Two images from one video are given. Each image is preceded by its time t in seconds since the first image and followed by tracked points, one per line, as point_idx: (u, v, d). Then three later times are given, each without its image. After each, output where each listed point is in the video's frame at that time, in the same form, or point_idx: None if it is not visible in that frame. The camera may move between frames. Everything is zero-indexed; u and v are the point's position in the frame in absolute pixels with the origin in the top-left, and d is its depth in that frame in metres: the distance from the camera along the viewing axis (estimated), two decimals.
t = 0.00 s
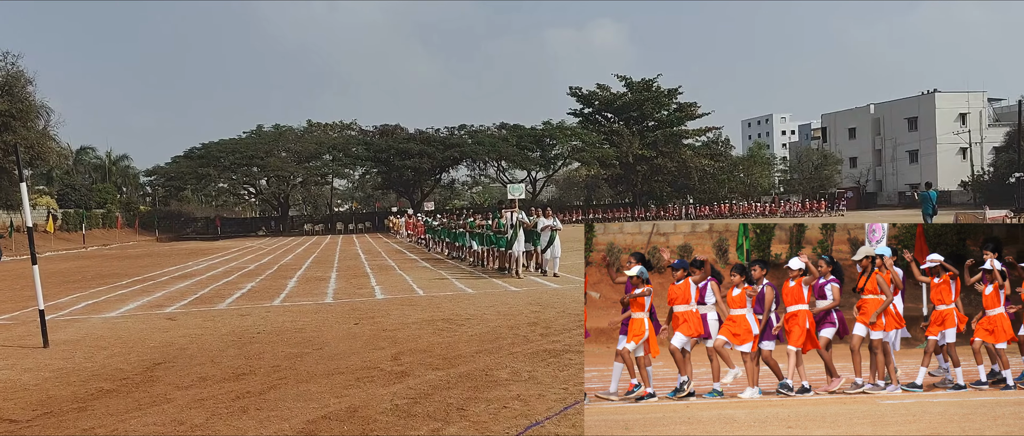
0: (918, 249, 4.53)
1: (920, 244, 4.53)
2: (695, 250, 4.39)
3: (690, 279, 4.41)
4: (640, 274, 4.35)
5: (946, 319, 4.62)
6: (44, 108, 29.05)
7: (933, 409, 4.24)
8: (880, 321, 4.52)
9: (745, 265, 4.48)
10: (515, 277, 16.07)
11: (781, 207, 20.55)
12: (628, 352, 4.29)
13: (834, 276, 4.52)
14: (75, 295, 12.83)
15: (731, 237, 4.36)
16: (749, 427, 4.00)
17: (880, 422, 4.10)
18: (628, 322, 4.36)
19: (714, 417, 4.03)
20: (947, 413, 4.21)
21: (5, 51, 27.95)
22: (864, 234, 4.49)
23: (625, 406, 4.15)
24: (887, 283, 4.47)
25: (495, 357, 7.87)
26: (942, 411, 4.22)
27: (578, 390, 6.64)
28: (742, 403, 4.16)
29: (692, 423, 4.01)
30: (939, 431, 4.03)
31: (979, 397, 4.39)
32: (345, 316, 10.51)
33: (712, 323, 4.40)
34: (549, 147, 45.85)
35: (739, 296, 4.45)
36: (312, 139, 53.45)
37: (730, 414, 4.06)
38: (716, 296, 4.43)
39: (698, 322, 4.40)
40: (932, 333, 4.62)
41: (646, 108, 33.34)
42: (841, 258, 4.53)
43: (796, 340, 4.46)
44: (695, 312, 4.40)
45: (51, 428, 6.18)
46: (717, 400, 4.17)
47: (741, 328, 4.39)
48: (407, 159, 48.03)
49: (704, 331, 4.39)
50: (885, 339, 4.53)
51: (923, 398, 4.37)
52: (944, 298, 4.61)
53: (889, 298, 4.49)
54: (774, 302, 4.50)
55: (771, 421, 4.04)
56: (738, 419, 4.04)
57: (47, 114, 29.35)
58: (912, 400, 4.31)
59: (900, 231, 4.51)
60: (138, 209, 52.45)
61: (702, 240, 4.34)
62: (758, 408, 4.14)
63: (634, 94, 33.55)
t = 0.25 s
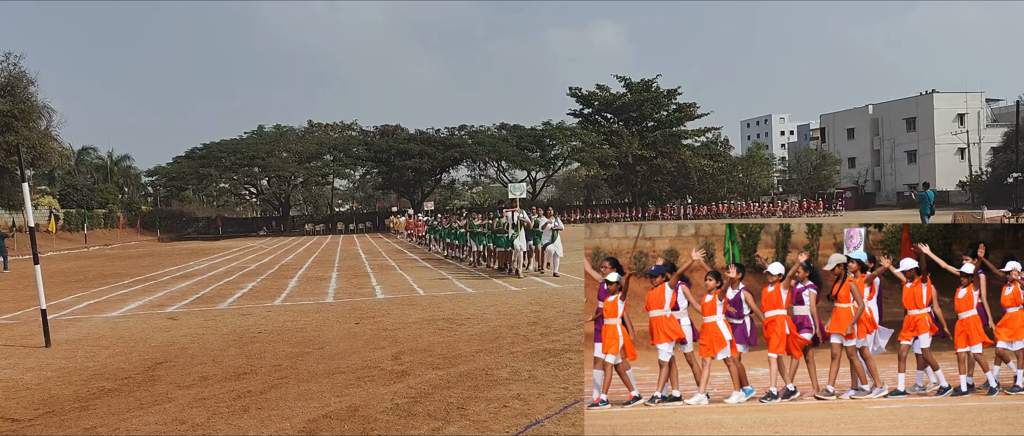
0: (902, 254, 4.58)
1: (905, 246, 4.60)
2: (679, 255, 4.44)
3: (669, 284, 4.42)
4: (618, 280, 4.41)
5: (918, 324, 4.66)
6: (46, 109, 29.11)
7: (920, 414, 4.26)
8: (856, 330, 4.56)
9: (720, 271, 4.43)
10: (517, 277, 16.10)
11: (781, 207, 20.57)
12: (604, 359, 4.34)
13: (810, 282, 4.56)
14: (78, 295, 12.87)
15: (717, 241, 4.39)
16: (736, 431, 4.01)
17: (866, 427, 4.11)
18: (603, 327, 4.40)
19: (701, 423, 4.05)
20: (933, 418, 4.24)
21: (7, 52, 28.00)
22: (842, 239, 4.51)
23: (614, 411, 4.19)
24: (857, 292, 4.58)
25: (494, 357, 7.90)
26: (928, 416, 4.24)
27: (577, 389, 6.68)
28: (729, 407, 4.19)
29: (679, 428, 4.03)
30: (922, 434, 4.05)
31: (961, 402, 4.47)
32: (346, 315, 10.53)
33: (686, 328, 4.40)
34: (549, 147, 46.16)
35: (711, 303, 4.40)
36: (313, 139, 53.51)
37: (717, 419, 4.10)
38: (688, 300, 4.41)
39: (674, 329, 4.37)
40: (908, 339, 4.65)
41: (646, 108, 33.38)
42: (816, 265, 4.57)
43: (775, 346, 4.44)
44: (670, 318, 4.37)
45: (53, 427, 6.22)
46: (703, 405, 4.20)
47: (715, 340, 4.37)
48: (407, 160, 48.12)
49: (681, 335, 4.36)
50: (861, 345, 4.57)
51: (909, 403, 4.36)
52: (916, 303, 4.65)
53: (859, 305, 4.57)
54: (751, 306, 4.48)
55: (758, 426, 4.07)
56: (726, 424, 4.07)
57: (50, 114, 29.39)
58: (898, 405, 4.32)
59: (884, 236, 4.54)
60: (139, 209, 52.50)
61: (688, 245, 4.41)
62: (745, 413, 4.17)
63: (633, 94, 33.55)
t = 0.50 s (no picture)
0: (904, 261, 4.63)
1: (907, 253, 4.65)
2: (682, 261, 4.47)
3: (663, 290, 4.48)
4: (610, 284, 4.52)
5: (913, 329, 4.71)
6: (48, 110, 29.17)
7: (924, 421, 4.26)
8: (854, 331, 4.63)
9: (711, 275, 4.49)
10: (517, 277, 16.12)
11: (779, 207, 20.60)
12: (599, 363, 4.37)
13: (803, 288, 4.61)
14: (80, 295, 12.91)
15: (719, 247, 4.46)
16: None
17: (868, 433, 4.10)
18: (596, 331, 4.48)
19: (703, 428, 4.08)
20: (937, 425, 4.24)
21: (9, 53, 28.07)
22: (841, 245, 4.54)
23: (616, 417, 4.25)
24: (848, 297, 4.59)
25: (495, 357, 7.93)
26: (931, 422, 4.25)
27: (577, 388, 6.71)
28: (732, 414, 4.25)
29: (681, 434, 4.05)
30: None
31: (965, 409, 4.51)
32: (346, 315, 10.56)
33: (680, 332, 4.48)
34: (549, 147, 45.96)
35: (703, 307, 4.48)
36: (314, 140, 53.56)
37: (719, 425, 4.13)
38: (681, 304, 4.50)
39: (671, 334, 4.43)
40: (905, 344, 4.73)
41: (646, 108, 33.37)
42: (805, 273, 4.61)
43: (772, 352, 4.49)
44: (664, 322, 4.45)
45: (56, 426, 6.26)
46: (706, 412, 4.24)
47: (704, 344, 4.44)
48: (407, 160, 48.17)
49: (677, 341, 4.43)
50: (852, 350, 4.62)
51: (911, 410, 4.39)
52: (911, 308, 4.73)
53: (853, 309, 4.61)
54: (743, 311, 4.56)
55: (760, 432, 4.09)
56: (728, 430, 4.09)
57: (51, 115, 29.42)
58: (901, 413, 4.34)
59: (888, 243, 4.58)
60: (140, 209, 52.57)
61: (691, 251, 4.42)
62: (748, 419, 4.21)
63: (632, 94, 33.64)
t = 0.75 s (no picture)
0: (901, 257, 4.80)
1: (904, 251, 4.87)
2: (678, 258, 4.70)
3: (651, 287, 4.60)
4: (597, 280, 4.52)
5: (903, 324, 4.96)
6: (50, 110, 29.21)
7: (917, 414, 4.26)
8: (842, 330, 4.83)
9: (698, 272, 4.70)
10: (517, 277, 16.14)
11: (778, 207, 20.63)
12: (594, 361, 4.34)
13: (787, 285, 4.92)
14: (81, 294, 12.94)
15: (714, 244, 4.70)
16: (732, 429, 3.97)
17: (864, 426, 4.06)
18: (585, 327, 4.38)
19: (697, 422, 4.05)
20: (932, 417, 4.22)
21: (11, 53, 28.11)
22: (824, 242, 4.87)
23: (611, 410, 4.20)
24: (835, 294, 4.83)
25: (494, 356, 7.97)
26: (925, 416, 4.22)
27: (576, 387, 6.75)
28: (727, 409, 4.26)
29: (675, 427, 4.01)
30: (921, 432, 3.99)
31: (961, 402, 4.54)
32: (346, 315, 10.60)
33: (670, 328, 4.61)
34: (549, 147, 45.94)
35: (691, 303, 4.68)
36: (314, 140, 53.58)
37: (714, 418, 4.10)
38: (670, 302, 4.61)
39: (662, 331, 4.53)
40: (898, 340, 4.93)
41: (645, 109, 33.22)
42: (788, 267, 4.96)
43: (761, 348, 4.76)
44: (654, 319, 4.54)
45: (58, 425, 6.30)
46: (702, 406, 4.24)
47: (692, 340, 4.64)
48: (408, 160, 48.22)
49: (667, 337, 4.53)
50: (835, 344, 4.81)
51: (907, 404, 4.41)
52: (902, 305, 4.94)
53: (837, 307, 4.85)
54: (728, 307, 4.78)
55: (754, 425, 4.05)
56: (722, 423, 4.05)
57: (53, 115, 29.44)
58: (896, 406, 4.36)
59: (883, 240, 4.75)
60: (142, 209, 52.61)
61: (687, 247, 4.64)
62: (742, 414, 4.19)
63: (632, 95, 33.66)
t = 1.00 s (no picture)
0: (891, 249, 4.76)
1: (895, 243, 4.82)
2: (669, 249, 4.57)
3: (638, 279, 4.58)
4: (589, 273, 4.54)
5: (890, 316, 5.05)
6: (53, 110, 29.26)
7: (909, 407, 4.33)
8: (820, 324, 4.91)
9: (685, 264, 4.59)
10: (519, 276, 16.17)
11: (777, 207, 20.66)
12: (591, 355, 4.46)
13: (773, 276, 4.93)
14: (83, 294, 12.99)
15: (706, 236, 4.54)
16: (724, 425, 4.03)
17: (856, 420, 4.13)
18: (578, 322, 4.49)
19: (690, 417, 4.10)
20: (922, 411, 4.31)
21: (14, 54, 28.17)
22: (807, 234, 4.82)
23: (602, 405, 4.29)
24: (821, 286, 4.90)
25: (495, 355, 8.01)
26: (916, 409, 4.31)
27: (575, 386, 6.79)
28: (718, 403, 4.30)
29: (667, 421, 4.07)
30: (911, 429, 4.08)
31: (952, 396, 4.63)
32: (347, 314, 10.63)
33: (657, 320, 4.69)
34: (549, 148, 46.03)
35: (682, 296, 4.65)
36: (315, 140, 53.63)
37: (706, 413, 4.15)
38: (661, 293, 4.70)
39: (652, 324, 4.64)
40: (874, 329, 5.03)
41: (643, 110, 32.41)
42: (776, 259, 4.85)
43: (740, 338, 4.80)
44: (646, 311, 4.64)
45: (60, 424, 6.32)
46: (695, 401, 4.27)
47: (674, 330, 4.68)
48: (408, 161, 48.31)
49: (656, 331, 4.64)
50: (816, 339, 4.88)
51: (898, 397, 4.47)
52: (888, 299, 4.99)
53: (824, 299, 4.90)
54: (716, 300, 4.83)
55: (747, 419, 4.12)
56: (715, 418, 4.10)
57: (55, 115, 29.48)
58: (888, 400, 4.42)
59: (873, 232, 4.74)
60: (144, 209, 52.70)
61: (677, 240, 4.53)
62: (735, 408, 4.23)
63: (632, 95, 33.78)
